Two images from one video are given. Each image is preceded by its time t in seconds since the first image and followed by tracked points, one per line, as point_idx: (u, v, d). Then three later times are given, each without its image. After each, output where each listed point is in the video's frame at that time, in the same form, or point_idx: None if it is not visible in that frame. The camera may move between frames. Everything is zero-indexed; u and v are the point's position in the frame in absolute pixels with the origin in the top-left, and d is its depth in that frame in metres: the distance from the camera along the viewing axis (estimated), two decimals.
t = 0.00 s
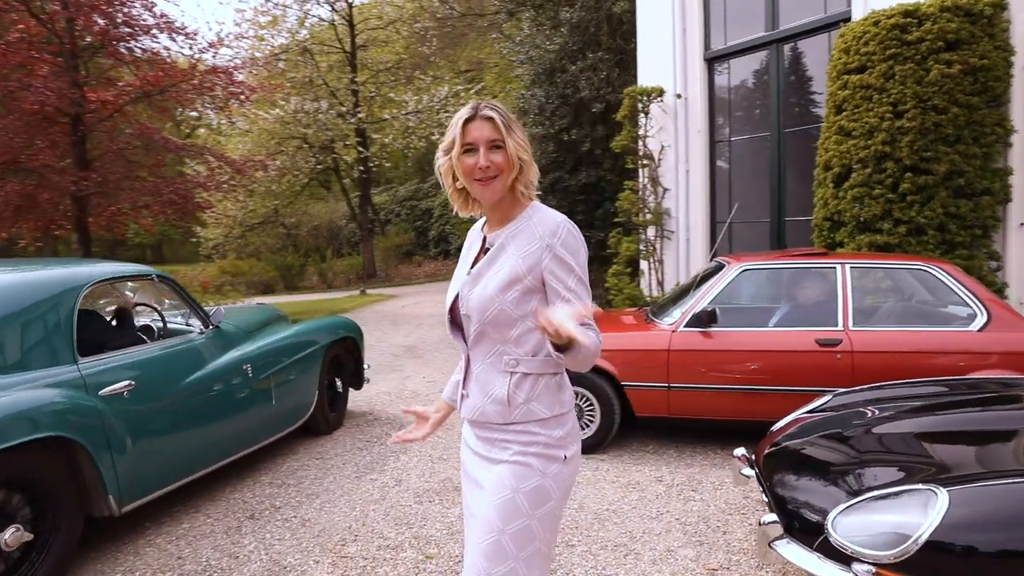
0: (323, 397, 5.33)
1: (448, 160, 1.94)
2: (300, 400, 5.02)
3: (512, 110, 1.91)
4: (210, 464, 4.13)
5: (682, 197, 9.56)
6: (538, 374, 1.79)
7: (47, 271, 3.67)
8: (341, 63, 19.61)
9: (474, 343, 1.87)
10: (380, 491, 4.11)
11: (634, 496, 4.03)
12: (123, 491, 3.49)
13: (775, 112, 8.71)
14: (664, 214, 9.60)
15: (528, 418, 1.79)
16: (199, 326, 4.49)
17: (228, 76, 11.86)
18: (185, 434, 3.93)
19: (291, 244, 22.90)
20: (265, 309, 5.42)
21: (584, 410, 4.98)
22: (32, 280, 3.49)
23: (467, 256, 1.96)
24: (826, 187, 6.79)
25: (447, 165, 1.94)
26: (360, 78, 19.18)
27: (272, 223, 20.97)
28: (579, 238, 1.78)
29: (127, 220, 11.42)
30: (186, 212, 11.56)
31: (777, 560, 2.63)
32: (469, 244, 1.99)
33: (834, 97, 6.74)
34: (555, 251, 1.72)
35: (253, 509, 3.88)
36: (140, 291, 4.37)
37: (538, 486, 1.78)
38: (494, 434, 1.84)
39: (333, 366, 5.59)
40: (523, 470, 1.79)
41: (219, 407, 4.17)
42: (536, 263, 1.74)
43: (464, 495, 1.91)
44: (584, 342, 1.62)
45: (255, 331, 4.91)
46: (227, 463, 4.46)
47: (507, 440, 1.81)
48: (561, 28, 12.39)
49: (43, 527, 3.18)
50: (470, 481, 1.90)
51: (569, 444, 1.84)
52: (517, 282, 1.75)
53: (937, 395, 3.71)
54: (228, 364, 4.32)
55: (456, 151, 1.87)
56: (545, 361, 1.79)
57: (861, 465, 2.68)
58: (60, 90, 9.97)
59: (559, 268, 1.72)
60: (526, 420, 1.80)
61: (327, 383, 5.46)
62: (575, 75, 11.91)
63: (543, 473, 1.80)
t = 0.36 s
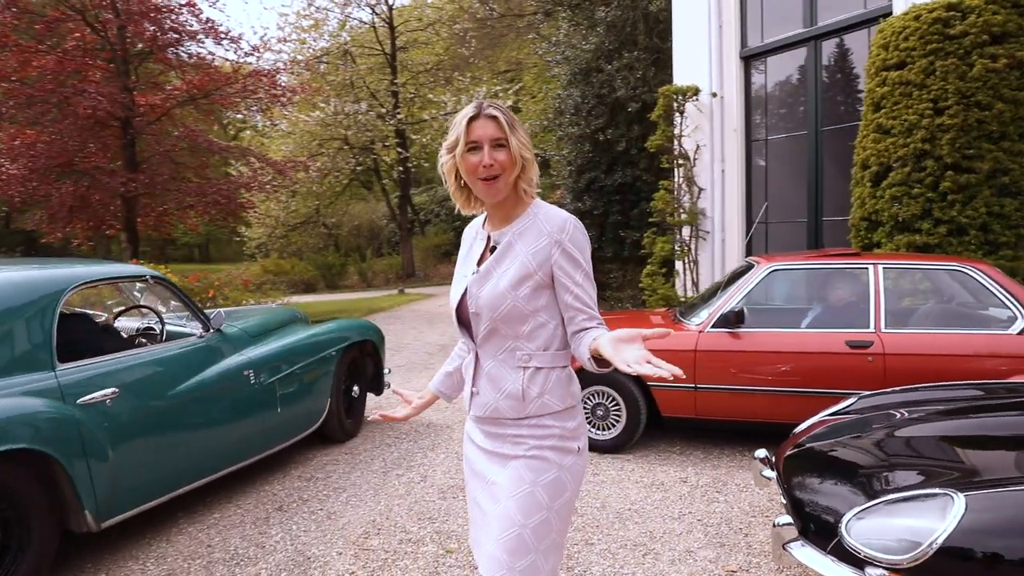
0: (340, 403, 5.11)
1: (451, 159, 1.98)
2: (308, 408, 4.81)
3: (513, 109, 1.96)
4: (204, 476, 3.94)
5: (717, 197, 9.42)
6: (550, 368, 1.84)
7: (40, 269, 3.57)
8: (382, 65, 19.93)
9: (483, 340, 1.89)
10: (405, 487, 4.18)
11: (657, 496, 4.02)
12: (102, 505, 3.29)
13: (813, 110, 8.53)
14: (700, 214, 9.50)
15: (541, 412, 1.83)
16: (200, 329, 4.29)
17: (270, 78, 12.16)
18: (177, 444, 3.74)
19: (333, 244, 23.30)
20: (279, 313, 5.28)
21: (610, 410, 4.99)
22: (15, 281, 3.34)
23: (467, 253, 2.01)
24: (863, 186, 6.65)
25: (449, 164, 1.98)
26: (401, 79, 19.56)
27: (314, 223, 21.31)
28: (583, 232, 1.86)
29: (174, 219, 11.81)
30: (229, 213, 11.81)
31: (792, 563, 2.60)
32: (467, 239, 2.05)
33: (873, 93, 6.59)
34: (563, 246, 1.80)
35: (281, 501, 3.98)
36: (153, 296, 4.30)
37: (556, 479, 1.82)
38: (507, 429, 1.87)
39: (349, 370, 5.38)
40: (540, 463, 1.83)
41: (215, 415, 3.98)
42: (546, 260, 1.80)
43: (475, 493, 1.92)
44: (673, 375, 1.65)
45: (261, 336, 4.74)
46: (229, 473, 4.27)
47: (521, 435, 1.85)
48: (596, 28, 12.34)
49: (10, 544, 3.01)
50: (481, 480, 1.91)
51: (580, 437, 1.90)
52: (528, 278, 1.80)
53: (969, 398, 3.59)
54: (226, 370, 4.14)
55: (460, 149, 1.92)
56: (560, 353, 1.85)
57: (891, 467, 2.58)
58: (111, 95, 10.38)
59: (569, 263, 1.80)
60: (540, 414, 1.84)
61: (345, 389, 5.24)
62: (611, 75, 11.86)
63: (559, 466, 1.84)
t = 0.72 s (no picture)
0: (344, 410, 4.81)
1: (452, 158, 2.00)
2: (305, 417, 4.51)
3: (517, 108, 1.98)
4: (182, 490, 3.65)
5: (744, 196, 9.31)
6: (553, 365, 1.83)
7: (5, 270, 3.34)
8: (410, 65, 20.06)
9: (486, 338, 1.89)
10: (422, 484, 4.23)
11: (674, 496, 4.00)
12: (61, 524, 3.01)
13: (841, 107, 8.38)
14: (725, 213, 9.42)
15: (545, 408, 1.82)
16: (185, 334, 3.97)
17: (299, 79, 12.32)
18: (154, 457, 3.45)
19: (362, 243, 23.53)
20: (283, 318, 5.04)
21: (629, 410, 4.99)
22: None
23: (469, 251, 2.01)
24: (891, 184, 6.53)
25: (451, 163, 2.01)
26: (429, 80, 19.65)
27: (343, 223, 21.60)
28: (585, 231, 1.88)
29: (207, 219, 12.06)
30: (260, 213, 11.98)
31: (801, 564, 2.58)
32: (467, 237, 2.07)
33: (901, 90, 6.46)
34: (566, 245, 1.81)
35: (300, 496, 4.06)
36: (141, 300, 4.01)
37: (559, 474, 1.81)
38: (509, 426, 1.85)
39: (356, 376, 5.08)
40: (542, 459, 1.81)
41: (197, 426, 3.69)
42: (548, 258, 1.81)
43: (478, 490, 1.91)
44: (683, 374, 1.65)
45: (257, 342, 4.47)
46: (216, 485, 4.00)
47: (524, 431, 1.83)
48: (622, 26, 12.24)
49: None
50: (484, 477, 1.90)
51: (583, 431, 1.89)
52: (532, 276, 1.81)
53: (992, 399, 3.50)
54: (212, 377, 3.86)
55: (461, 147, 1.94)
56: (561, 352, 1.85)
57: (912, 470, 2.52)
58: (146, 98, 10.62)
59: (572, 261, 1.81)
60: (544, 410, 1.83)
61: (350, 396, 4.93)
62: (636, 73, 11.80)
63: (563, 462, 1.83)
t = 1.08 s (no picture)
0: (336, 421, 4.46)
1: (451, 158, 1.99)
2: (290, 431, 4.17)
3: (516, 107, 1.98)
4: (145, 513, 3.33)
5: (761, 196, 9.24)
6: (552, 368, 1.80)
7: None
8: (427, 65, 19.73)
9: (486, 340, 1.85)
10: (431, 484, 4.23)
11: (684, 499, 3.96)
12: None
13: (861, 104, 8.25)
14: (742, 213, 9.33)
15: (544, 411, 1.78)
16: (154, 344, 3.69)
17: (318, 79, 12.37)
18: (107, 477, 3.13)
19: (380, 242, 23.64)
20: (273, 327, 4.76)
21: (640, 411, 4.96)
22: None
23: (468, 252, 1.99)
24: (910, 183, 6.42)
25: (450, 161, 1.99)
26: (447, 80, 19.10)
27: (361, 223, 20.23)
28: (585, 231, 1.85)
29: (226, 218, 12.17)
30: (278, 213, 12.03)
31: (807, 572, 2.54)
32: (467, 239, 2.05)
33: (920, 87, 6.35)
34: (564, 246, 1.78)
35: (310, 496, 4.08)
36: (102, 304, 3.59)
37: (557, 479, 1.76)
38: (508, 429, 1.82)
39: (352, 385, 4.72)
40: (541, 464, 1.77)
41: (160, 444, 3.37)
42: (548, 259, 1.78)
43: (476, 495, 1.87)
44: (683, 377, 1.63)
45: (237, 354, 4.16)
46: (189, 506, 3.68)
47: (523, 434, 1.80)
48: (639, 25, 12.14)
49: None
50: (482, 482, 1.86)
51: (582, 436, 1.85)
52: (531, 277, 1.78)
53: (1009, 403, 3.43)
54: (180, 389, 3.56)
55: (459, 147, 1.94)
56: (560, 354, 1.81)
57: (924, 476, 2.46)
58: (166, 98, 10.73)
59: (571, 263, 1.78)
60: (543, 414, 1.79)
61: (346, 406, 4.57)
62: (653, 72, 11.70)
63: (562, 467, 1.79)
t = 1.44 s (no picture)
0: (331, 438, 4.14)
1: (453, 157, 1.96)
2: (263, 453, 3.90)
3: (518, 101, 1.92)
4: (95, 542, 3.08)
5: (778, 197, 9.13)
6: (557, 374, 1.74)
7: None
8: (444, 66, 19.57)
9: (488, 344, 1.78)
10: (439, 488, 4.19)
11: (695, 505, 3.88)
12: None
13: (880, 103, 8.11)
14: (758, 214, 9.21)
15: (548, 418, 1.73)
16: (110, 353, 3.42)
17: (333, 80, 12.38)
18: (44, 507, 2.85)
19: (396, 243, 23.68)
20: (262, 337, 4.52)
21: (652, 416, 4.89)
22: None
23: (471, 253, 1.93)
24: (930, 183, 6.30)
25: (452, 157, 1.96)
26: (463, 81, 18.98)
27: (378, 224, 20.09)
28: (592, 233, 1.79)
29: (242, 219, 12.21)
30: (293, 214, 12.06)
31: None
32: (467, 239, 1.99)
33: (941, 85, 6.22)
34: (570, 248, 1.72)
35: (317, 499, 4.05)
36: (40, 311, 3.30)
37: (561, 489, 1.71)
38: (509, 437, 1.76)
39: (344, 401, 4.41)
40: (544, 473, 1.71)
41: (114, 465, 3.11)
42: (554, 260, 1.73)
43: (476, 505, 1.80)
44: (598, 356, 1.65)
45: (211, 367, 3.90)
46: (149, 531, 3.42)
47: (525, 443, 1.74)
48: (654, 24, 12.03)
49: None
50: (481, 492, 1.79)
51: (586, 444, 1.79)
52: (536, 279, 1.72)
53: None
54: (137, 407, 3.28)
55: (458, 145, 1.90)
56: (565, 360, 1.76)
57: (944, 486, 2.38)
58: (183, 100, 10.82)
59: (577, 264, 1.72)
60: (547, 421, 1.73)
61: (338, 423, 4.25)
62: (669, 72, 11.60)
63: (566, 476, 1.73)
